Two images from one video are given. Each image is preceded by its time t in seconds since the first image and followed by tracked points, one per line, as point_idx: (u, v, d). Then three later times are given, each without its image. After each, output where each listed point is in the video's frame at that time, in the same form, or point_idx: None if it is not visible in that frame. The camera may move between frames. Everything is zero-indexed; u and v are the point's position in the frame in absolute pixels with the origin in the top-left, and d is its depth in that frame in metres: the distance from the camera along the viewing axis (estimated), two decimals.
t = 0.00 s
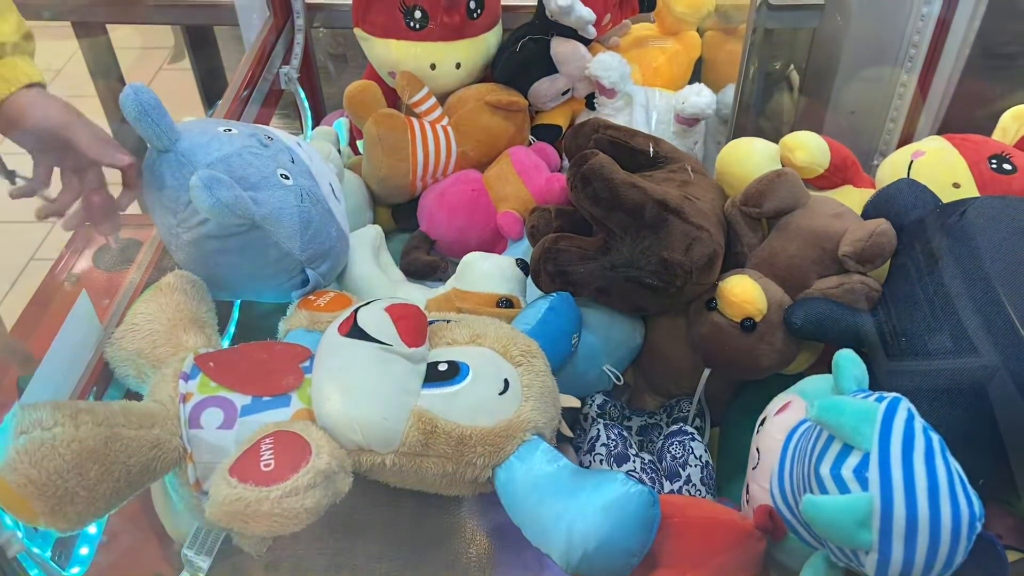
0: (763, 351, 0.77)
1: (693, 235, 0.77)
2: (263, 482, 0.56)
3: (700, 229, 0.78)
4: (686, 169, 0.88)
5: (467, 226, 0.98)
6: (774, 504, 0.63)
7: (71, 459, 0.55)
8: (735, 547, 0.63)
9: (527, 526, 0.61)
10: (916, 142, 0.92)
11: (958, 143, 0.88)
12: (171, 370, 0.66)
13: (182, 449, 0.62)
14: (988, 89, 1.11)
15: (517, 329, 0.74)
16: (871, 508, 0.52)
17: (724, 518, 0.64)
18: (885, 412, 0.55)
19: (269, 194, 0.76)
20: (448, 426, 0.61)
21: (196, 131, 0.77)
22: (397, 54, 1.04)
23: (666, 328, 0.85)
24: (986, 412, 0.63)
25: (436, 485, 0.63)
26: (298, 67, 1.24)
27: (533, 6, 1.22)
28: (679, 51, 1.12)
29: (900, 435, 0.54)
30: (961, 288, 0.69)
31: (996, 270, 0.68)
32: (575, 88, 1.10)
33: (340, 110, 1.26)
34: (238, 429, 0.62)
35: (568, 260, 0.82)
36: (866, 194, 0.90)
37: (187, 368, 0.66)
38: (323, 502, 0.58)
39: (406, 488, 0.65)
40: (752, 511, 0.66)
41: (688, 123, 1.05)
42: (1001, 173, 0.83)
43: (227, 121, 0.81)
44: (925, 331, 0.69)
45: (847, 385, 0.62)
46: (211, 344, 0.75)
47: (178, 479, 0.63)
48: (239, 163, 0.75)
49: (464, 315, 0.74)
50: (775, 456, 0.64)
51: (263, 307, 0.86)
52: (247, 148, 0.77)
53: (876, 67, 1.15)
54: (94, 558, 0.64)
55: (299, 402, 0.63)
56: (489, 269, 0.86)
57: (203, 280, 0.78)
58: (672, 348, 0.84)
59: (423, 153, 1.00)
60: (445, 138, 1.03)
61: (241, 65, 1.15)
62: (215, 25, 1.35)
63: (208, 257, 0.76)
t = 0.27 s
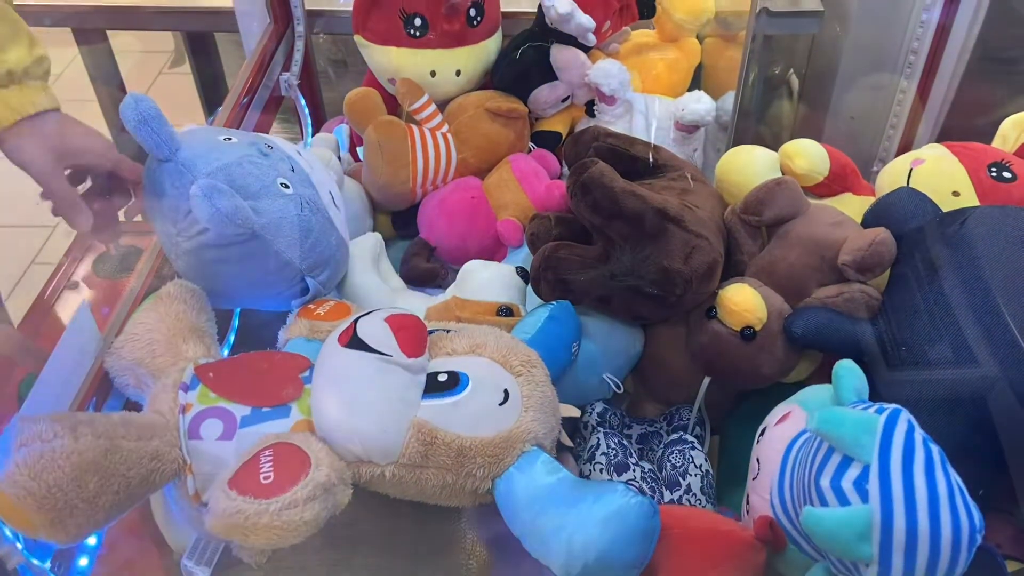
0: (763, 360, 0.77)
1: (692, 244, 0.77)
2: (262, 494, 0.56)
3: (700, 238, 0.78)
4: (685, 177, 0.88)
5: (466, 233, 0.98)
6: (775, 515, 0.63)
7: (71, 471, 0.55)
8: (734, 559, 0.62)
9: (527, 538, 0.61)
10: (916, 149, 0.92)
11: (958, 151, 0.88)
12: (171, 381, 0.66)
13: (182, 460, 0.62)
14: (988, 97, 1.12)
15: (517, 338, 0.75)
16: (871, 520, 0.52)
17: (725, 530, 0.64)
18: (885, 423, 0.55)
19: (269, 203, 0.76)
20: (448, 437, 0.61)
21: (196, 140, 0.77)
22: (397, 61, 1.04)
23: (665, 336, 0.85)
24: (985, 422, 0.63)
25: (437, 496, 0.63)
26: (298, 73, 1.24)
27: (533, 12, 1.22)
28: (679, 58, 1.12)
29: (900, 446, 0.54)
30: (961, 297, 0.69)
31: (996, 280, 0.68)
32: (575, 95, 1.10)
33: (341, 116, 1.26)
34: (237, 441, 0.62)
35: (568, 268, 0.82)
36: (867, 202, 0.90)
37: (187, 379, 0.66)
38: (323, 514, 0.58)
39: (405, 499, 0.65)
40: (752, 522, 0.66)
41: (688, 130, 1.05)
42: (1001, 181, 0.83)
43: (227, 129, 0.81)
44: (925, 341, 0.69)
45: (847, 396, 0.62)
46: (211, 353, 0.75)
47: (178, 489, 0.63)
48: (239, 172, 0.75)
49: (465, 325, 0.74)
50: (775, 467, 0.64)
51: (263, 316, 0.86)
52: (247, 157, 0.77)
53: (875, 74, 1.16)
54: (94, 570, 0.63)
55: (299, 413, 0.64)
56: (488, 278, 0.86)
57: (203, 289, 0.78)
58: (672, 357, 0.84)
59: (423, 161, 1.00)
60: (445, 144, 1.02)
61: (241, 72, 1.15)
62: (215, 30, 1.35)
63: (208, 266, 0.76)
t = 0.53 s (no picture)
0: (764, 362, 0.77)
1: (694, 246, 0.78)
2: (267, 496, 0.56)
3: (701, 240, 0.78)
4: (687, 179, 0.89)
5: (468, 235, 0.98)
6: (776, 516, 0.63)
7: (75, 473, 0.55)
8: (737, 559, 0.63)
9: (530, 539, 0.61)
10: (916, 151, 0.93)
11: (959, 153, 0.88)
12: (174, 384, 0.66)
13: (185, 462, 0.62)
14: (990, 99, 1.11)
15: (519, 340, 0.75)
16: (872, 521, 0.52)
17: (727, 531, 0.64)
18: (886, 424, 0.55)
19: (271, 206, 0.76)
20: (450, 439, 0.61)
21: (199, 143, 0.77)
22: (398, 64, 1.05)
23: (667, 338, 0.85)
24: (985, 424, 0.64)
25: (439, 497, 0.64)
26: (300, 75, 1.25)
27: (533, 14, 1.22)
28: (680, 60, 1.12)
29: (901, 448, 0.54)
30: (961, 300, 0.69)
31: (996, 282, 0.68)
32: (576, 97, 1.10)
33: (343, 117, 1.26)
34: (241, 443, 0.62)
35: (570, 271, 0.82)
36: (867, 204, 0.90)
37: (190, 381, 0.67)
38: (327, 515, 0.58)
39: (408, 500, 0.65)
40: (754, 523, 0.66)
41: (688, 132, 1.05)
42: (1001, 183, 0.84)
43: (231, 132, 0.82)
44: (926, 342, 0.69)
45: (849, 398, 0.62)
46: (214, 355, 0.75)
47: (182, 492, 0.64)
48: (241, 174, 0.76)
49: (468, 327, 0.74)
50: (776, 468, 0.64)
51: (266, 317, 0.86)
52: (250, 159, 0.78)
53: (876, 76, 1.15)
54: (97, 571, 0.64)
55: (303, 414, 0.64)
56: (490, 279, 0.86)
57: (207, 292, 0.78)
58: (674, 358, 0.84)
59: (424, 163, 1.01)
60: (447, 147, 1.03)
61: (243, 74, 1.15)
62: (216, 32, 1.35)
63: (210, 269, 0.76)
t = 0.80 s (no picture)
0: (766, 362, 0.78)
1: (696, 247, 0.78)
2: (273, 498, 0.57)
3: (704, 241, 0.79)
4: (689, 180, 0.89)
5: (471, 236, 0.98)
6: (778, 515, 0.64)
7: (83, 474, 0.56)
8: (739, 559, 0.63)
9: (533, 539, 0.62)
10: (917, 151, 0.93)
11: (960, 153, 0.88)
12: (180, 386, 0.67)
13: (191, 464, 0.62)
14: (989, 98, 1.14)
15: (522, 341, 0.75)
16: (874, 522, 0.52)
17: (731, 531, 0.64)
18: (888, 425, 0.56)
19: (275, 208, 0.76)
20: (454, 440, 0.62)
21: (203, 146, 0.78)
22: (401, 65, 1.05)
23: (669, 338, 0.85)
24: (986, 424, 0.64)
25: (443, 497, 0.64)
26: (302, 76, 1.25)
27: (535, 15, 1.23)
28: (682, 61, 1.13)
29: (903, 449, 0.54)
30: (962, 300, 0.69)
31: (997, 282, 0.69)
32: (578, 98, 1.10)
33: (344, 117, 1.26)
34: (246, 444, 0.63)
35: (573, 272, 0.82)
36: (868, 204, 0.91)
37: (196, 382, 0.67)
38: (332, 516, 0.59)
39: (413, 501, 0.66)
40: (756, 523, 0.66)
41: (690, 132, 1.06)
42: (1002, 184, 0.84)
43: (235, 135, 0.82)
44: (927, 343, 0.69)
45: (850, 398, 0.62)
46: (219, 357, 0.75)
47: (189, 492, 0.64)
48: (245, 177, 0.76)
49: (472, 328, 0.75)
50: (779, 468, 0.65)
51: (269, 318, 0.86)
52: (254, 162, 0.78)
53: (877, 76, 1.14)
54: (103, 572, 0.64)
55: (308, 416, 0.64)
56: (493, 280, 0.87)
57: (211, 294, 0.79)
58: (676, 358, 0.84)
59: (427, 164, 1.01)
60: (449, 148, 1.03)
61: (246, 76, 1.16)
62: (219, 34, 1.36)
63: (215, 270, 0.77)
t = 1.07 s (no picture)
0: (765, 362, 0.79)
1: (696, 249, 0.79)
2: (281, 498, 0.58)
3: (704, 243, 0.80)
4: (689, 183, 0.90)
5: (473, 238, 0.99)
6: (777, 514, 0.64)
7: (96, 475, 0.57)
8: (740, 557, 0.64)
9: (537, 538, 0.63)
10: (916, 153, 0.94)
11: (957, 155, 0.89)
12: (189, 388, 0.68)
13: (201, 464, 0.64)
14: (988, 99, 1.15)
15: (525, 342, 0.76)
16: (871, 519, 0.53)
17: (732, 529, 0.66)
18: (885, 424, 0.57)
19: (281, 211, 0.78)
20: (459, 440, 0.63)
21: (210, 150, 0.79)
22: (403, 69, 1.06)
23: (670, 339, 0.86)
24: (982, 423, 0.65)
25: (448, 497, 0.65)
26: (305, 79, 1.26)
27: (536, 17, 1.24)
28: (683, 63, 1.14)
29: (900, 448, 0.55)
30: (959, 301, 0.70)
31: (993, 283, 0.70)
32: (579, 100, 1.11)
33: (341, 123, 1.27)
34: (255, 445, 0.64)
35: (574, 274, 0.83)
36: (866, 206, 0.92)
37: (204, 385, 0.68)
38: (340, 515, 0.60)
39: (417, 500, 0.67)
40: (756, 521, 0.67)
41: (690, 134, 1.07)
42: (999, 186, 0.85)
43: (241, 139, 0.84)
44: (924, 343, 0.70)
45: (848, 398, 0.63)
46: (226, 358, 0.76)
47: (198, 492, 0.65)
48: (252, 181, 0.78)
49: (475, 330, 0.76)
50: (778, 467, 0.66)
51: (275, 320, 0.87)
52: (260, 166, 0.79)
53: (876, 78, 1.17)
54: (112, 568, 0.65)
55: (315, 417, 0.65)
56: (497, 281, 0.87)
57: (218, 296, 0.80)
58: (676, 359, 0.85)
59: (429, 166, 1.02)
60: (451, 151, 1.04)
61: (250, 79, 1.16)
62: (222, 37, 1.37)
63: (222, 273, 0.78)
